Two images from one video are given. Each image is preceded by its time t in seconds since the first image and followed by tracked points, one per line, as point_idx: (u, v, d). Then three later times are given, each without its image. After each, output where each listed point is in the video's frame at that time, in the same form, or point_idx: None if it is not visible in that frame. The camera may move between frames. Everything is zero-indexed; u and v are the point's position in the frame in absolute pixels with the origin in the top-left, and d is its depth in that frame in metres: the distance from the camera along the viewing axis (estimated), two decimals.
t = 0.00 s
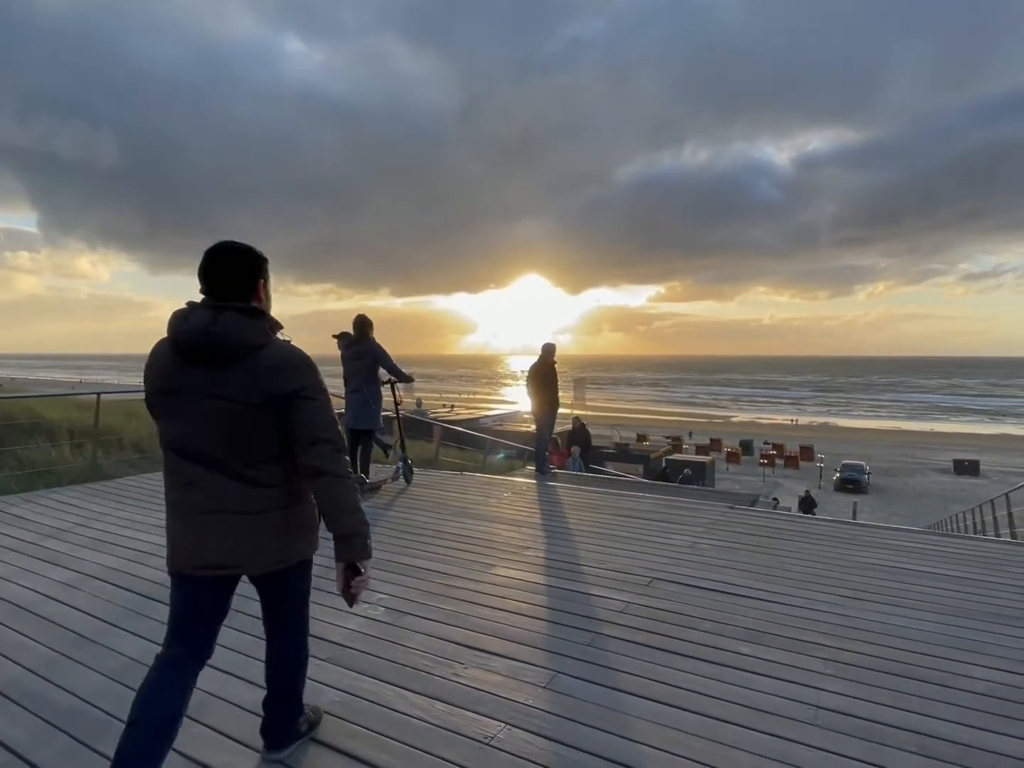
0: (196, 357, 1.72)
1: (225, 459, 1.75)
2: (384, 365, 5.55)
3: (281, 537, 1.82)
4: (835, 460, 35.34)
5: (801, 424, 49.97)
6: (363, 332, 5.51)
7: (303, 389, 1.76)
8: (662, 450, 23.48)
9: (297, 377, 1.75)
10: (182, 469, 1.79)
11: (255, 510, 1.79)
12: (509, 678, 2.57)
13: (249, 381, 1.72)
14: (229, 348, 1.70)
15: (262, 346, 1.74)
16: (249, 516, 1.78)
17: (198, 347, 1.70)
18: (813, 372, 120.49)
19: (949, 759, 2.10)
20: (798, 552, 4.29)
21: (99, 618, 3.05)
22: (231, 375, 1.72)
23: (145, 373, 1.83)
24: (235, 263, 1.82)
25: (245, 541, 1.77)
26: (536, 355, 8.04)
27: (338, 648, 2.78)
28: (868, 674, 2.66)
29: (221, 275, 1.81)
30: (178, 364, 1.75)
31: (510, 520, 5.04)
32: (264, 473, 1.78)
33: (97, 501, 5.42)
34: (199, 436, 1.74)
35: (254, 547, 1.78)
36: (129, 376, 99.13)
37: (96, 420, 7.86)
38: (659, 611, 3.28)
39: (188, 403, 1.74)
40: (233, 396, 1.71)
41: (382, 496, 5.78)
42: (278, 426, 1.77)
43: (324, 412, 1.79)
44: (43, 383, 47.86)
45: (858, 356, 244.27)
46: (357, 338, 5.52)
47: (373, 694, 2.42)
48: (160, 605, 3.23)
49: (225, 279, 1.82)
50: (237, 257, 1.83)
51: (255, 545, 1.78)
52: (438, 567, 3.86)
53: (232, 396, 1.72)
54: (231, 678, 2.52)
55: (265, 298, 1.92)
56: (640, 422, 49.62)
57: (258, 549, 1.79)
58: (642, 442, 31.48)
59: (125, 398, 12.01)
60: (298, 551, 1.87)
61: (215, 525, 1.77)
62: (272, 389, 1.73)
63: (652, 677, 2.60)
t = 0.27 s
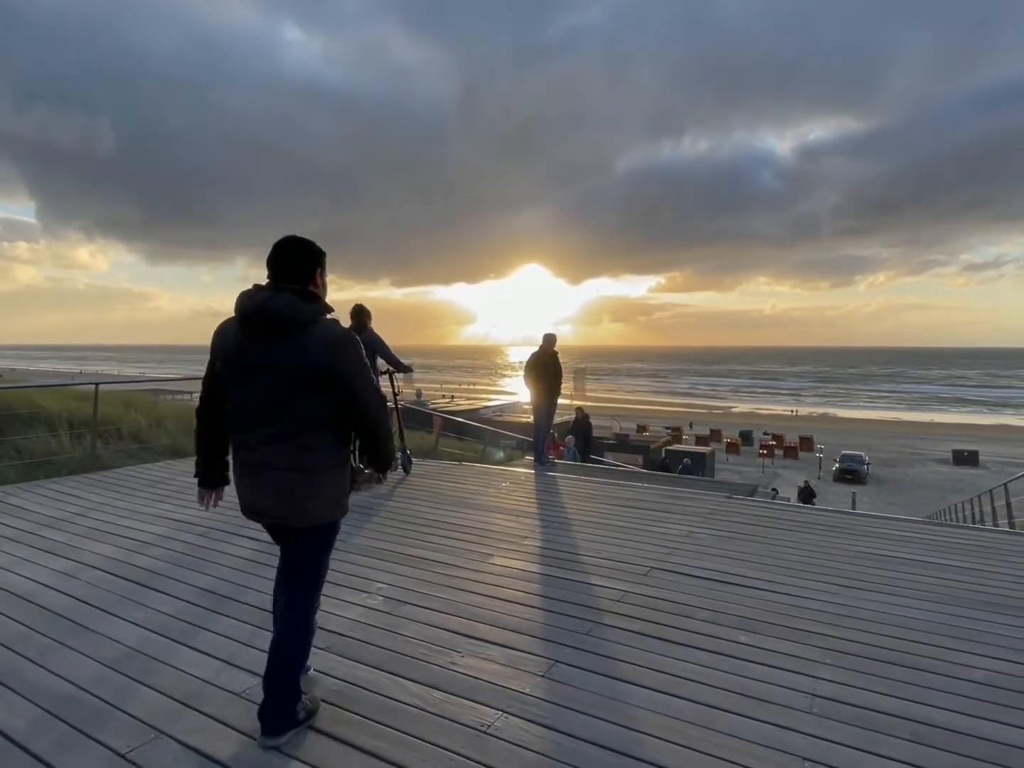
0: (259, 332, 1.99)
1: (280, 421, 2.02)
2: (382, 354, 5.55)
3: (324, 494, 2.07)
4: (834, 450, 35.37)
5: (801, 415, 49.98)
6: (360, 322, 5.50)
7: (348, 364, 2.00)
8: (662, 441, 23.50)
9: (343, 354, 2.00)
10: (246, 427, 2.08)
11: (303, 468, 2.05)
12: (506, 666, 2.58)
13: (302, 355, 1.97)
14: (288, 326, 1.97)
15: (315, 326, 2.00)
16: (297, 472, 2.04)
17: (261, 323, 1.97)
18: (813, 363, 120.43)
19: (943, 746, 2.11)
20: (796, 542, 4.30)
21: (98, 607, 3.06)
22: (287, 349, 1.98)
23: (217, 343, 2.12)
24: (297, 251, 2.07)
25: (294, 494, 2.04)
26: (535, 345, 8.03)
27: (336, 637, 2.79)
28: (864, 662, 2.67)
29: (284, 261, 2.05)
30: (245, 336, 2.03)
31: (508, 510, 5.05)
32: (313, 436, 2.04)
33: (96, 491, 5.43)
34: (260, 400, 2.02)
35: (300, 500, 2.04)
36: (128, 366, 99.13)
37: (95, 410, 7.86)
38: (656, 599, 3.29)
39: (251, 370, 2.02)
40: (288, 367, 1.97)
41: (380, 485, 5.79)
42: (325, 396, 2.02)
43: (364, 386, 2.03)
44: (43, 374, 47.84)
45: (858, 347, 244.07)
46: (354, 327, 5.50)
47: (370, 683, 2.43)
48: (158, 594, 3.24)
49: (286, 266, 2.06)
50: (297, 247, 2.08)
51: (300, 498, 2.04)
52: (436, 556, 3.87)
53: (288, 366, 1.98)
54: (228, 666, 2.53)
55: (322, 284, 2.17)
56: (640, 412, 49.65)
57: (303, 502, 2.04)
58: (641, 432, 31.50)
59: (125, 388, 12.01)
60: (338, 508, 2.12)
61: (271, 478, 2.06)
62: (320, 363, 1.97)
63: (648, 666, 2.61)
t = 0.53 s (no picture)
0: (305, 331, 2.17)
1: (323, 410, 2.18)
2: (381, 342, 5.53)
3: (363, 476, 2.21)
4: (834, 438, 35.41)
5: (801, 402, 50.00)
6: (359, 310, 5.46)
7: (386, 356, 2.16)
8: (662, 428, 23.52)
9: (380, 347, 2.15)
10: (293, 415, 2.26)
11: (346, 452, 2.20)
12: (506, 652, 2.58)
13: (345, 349, 2.14)
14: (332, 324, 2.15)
15: (355, 323, 2.16)
16: (339, 456, 2.19)
17: (307, 321, 2.15)
18: (814, 350, 120.27)
19: (942, 731, 2.11)
20: (795, 528, 4.30)
21: (98, 593, 3.07)
22: (331, 344, 2.15)
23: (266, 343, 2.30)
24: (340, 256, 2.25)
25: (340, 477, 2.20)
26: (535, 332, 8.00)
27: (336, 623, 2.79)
28: (863, 648, 2.67)
29: (328, 266, 2.25)
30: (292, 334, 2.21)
31: (508, 497, 5.06)
32: (353, 423, 2.20)
33: (96, 478, 5.44)
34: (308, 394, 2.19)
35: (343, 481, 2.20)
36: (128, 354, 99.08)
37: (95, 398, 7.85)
38: (655, 586, 3.29)
39: (295, 365, 2.19)
40: (332, 360, 2.13)
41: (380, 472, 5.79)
42: (364, 388, 2.16)
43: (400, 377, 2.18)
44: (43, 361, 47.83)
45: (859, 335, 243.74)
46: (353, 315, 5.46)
47: (369, 668, 2.43)
48: (158, 580, 3.24)
49: (331, 270, 2.26)
50: (338, 253, 2.26)
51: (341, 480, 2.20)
52: (436, 542, 3.87)
53: (330, 359, 2.14)
54: (228, 652, 2.54)
55: (361, 285, 2.35)
56: (640, 400, 49.68)
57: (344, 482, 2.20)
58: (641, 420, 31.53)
59: (124, 376, 12.00)
60: (377, 488, 2.27)
61: (315, 463, 2.21)
62: (361, 356, 2.14)
63: (648, 651, 2.61)
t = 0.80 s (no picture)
0: (343, 303, 2.63)
1: (354, 371, 2.62)
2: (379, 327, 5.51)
3: (387, 431, 2.64)
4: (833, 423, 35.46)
5: (801, 388, 50.01)
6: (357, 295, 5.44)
7: (405, 328, 2.57)
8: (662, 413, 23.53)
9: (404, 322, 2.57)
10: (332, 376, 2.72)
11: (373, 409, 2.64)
12: (505, 635, 2.60)
13: (371, 321, 2.58)
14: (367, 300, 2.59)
15: (386, 300, 2.59)
16: (364, 412, 2.64)
17: (347, 297, 2.61)
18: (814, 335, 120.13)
19: (937, 713, 2.13)
20: (793, 512, 4.32)
21: (100, 577, 3.09)
22: (365, 317, 2.59)
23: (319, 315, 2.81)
24: (377, 242, 2.66)
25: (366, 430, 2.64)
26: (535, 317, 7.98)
27: (336, 606, 2.81)
28: (859, 631, 2.69)
29: (365, 250, 2.66)
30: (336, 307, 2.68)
31: (507, 482, 5.07)
32: (379, 385, 2.62)
33: (96, 463, 5.44)
34: (343, 357, 2.64)
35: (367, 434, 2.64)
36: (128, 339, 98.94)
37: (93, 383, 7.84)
38: (654, 570, 3.31)
39: (337, 333, 2.65)
40: (363, 330, 2.57)
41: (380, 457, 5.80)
42: (389, 354, 2.57)
43: (420, 347, 2.58)
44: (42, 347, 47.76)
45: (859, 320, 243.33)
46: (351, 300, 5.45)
47: (370, 651, 2.45)
48: (159, 565, 3.26)
49: (369, 254, 2.68)
50: (375, 237, 2.67)
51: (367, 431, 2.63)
52: (435, 527, 3.89)
53: (363, 329, 2.59)
54: (228, 635, 2.55)
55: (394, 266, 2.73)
56: (639, 385, 49.69)
57: (370, 434, 2.63)
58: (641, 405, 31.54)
59: (123, 361, 11.98)
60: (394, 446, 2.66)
61: (348, 416, 2.67)
62: (384, 326, 2.56)
63: (646, 635, 2.63)
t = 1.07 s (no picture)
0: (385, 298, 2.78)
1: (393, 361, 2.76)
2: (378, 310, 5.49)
3: (421, 418, 2.77)
4: (832, 407, 35.51)
5: (800, 372, 50.02)
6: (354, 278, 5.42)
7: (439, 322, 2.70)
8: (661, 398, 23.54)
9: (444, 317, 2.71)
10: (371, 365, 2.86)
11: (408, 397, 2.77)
12: (504, 619, 2.61)
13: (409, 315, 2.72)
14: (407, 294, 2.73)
15: (425, 295, 2.74)
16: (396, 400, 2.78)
17: (390, 292, 2.76)
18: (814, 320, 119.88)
19: (931, 696, 2.15)
20: (792, 497, 4.33)
21: (100, 563, 3.09)
22: (405, 310, 2.73)
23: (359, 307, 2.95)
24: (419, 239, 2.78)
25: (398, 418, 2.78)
26: (535, 302, 7.95)
27: (335, 591, 2.82)
28: (856, 616, 2.71)
29: (406, 247, 2.79)
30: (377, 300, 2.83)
31: (506, 467, 5.08)
32: (414, 376, 2.76)
33: (95, 448, 5.44)
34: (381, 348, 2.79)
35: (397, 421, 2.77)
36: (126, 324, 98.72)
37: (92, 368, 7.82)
38: (652, 554, 3.32)
39: (377, 324, 2.79)
40: (402, 323, 2.71)
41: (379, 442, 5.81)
42: (426, 346, 2.72)
43: (454, 343, 2.73)
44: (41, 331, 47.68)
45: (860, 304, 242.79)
46: (349, 282, 5.43)
47: (369, 636, 2.46)
48: (158, 549, 3.26)
49: (413, 252, 2.82)
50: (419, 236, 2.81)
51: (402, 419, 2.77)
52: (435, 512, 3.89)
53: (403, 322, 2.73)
54: (228, 620, 2.57)
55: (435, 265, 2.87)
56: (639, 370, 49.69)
57: (405, 421, 2.76)
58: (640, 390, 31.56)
59: (122, 345, 11.94)
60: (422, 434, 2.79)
61: (385, 404, 2.81)
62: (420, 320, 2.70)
63: (643, 619, 2.65)
